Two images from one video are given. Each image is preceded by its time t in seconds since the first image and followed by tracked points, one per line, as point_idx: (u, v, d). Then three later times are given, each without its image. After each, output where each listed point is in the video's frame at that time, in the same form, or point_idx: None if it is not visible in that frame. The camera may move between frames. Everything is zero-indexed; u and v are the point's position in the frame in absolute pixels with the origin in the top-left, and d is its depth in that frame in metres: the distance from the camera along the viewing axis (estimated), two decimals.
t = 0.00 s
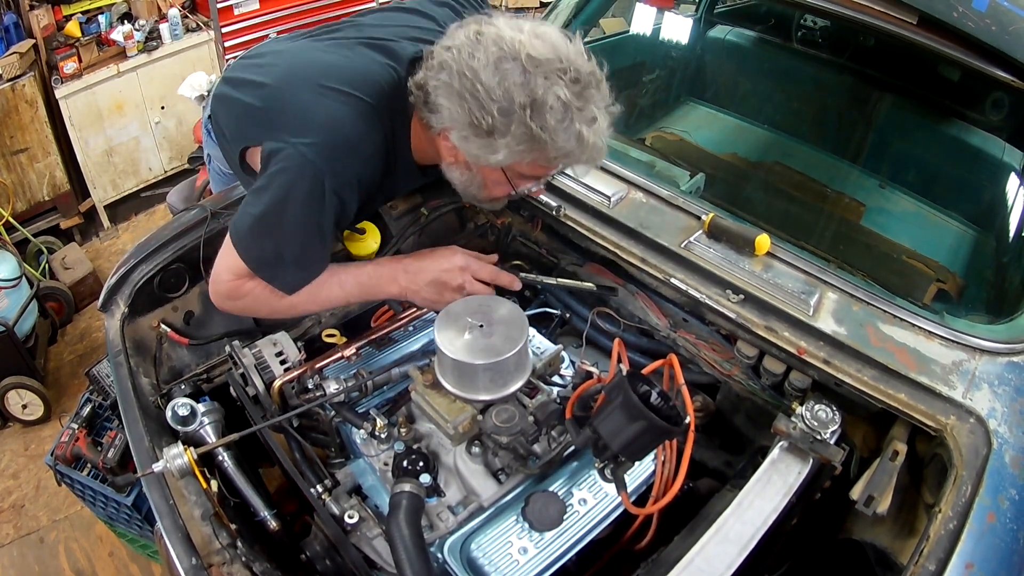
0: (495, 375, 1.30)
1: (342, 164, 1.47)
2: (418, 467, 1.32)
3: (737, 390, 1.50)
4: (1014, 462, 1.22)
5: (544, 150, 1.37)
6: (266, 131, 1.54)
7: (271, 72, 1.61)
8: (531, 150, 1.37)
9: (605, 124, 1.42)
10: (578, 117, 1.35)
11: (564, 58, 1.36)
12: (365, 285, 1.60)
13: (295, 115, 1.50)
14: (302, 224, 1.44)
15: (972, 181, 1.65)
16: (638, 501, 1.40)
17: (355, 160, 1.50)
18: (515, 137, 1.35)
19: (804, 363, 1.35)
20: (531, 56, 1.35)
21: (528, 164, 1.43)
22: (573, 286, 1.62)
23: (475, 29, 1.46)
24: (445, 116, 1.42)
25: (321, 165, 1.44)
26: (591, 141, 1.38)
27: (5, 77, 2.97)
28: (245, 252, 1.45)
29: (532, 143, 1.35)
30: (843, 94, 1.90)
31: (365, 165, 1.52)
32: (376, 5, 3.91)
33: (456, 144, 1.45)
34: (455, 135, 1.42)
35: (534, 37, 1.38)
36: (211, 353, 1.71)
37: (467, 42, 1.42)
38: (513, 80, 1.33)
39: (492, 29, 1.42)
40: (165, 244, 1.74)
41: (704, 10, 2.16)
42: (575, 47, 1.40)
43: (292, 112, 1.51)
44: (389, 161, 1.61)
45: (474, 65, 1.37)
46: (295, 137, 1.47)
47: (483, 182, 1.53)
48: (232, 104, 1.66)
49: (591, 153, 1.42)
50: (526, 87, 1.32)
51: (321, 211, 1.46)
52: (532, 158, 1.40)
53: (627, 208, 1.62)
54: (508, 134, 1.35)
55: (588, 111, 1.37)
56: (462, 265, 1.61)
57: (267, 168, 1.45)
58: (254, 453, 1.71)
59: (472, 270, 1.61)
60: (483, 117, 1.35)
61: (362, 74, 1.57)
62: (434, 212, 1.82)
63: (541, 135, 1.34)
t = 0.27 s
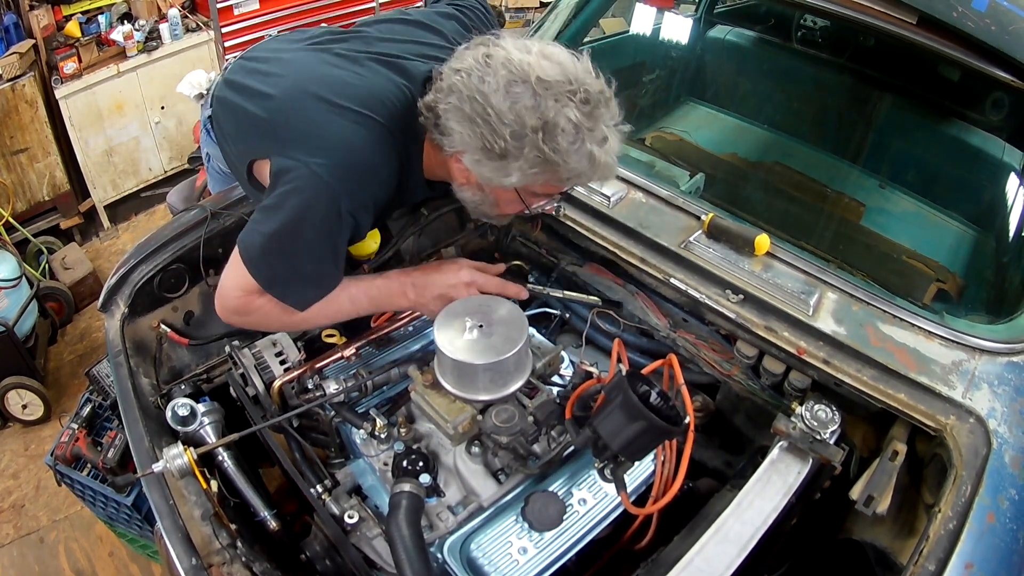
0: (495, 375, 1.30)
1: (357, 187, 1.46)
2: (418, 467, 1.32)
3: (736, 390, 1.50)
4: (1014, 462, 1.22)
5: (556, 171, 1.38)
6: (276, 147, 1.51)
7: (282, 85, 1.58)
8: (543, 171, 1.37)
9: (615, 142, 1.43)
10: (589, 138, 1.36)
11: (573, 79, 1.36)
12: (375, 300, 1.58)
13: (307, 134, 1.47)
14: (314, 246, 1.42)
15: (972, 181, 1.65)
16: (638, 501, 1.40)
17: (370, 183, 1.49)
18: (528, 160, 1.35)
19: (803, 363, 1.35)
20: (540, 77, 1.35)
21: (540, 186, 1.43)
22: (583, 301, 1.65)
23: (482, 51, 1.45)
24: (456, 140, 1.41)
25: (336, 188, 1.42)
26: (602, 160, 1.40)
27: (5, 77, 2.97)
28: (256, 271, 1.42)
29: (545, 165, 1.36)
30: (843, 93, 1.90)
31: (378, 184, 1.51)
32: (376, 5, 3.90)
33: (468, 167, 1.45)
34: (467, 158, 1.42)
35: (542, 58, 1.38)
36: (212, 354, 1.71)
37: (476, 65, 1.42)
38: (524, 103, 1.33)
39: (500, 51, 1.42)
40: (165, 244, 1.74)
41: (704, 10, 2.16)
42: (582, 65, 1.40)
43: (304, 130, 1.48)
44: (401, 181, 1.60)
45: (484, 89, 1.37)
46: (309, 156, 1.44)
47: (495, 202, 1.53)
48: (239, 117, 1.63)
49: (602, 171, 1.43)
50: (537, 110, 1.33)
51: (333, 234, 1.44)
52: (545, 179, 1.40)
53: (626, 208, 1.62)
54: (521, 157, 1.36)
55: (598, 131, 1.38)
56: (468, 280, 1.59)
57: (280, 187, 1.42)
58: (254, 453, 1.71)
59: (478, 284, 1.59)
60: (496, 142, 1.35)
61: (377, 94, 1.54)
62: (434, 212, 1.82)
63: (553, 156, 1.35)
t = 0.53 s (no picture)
0: (495, 376, 1.30)
1: (356, 186, 1.46)
2: (418, 467, 1.32)
3: (736, 390, 1.50)
4: (1014, 462, 1.22)
5: (559, 173, 1.39)
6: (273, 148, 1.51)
7: (279, 86, 1.58)
8: (547, 172, 1.38)
9: (615, 143, 1.43)
10: (591, 138, 1.36)
11: (576, 81, 1.36)
12: (379, 302, 1.57)
13: (306, 134, 1.47)
14: (314, 246, 1.42)
15: (972, 181, 1.65)
16: (638, 501, 1.40)
17: (368, 182, 1.48)
18: (531, 162, 1.36)
19: (803, 363, 1.35)
20: (543, 78, 1.34)
21: (540, 185, 1.42)
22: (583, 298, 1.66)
23: (483, 50, 1.44)
24: (457, 139, 1.41)
25: (334, 188, 1.42)
26: (605, 161, 1.40)
27: (5, 77, 2.97)
28: (257, 274, 1.42)
29: (549, 167, 1.37)
30: (843, 94, 1.90)
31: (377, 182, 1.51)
32: (376, 4, 3.89)
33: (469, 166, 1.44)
34: (469, 157, 1.41)
35: (545, 57, 1.38)
36: (211, 354, 1.71)
37: (478, 64, 1.41)
38: (527, 104, 1.33)
39: (502, 51, 1.41)
40: (165, 244, 1.74)
41: (704, 10, 2.16)
42: (584, 65, 1.41)
43: (301, 130, 1.48)
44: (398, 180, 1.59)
45: (487, 89, 1.36)
46: (307, 156, 1.44)
47: (497, 199, 1.53)
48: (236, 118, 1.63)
49: (602, 171, 1.43)
50: (540, 111, 1.32)
51: (333, 233, 1.44)
52: (547, 180, 1.41)
53: (626, 209, 1.62)
54: (524, 158, 1.36)
55: (601, 131, 1.38)
56: (472, 279, 1.59)
57: (279, 189, 1.42)
58: (255, 453, 1.70)
59: (481, 283, 1.60)
60: (498, 142, 1.35)
61: (374, 92, 1.54)
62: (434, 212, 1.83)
63: (554, 156, 1.35)
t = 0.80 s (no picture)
0: (495, 376, 1.31)
1: (319, 166, 1.45)
2: (417, 467, 1.32)
3: (736, 389, 1.51)
4: (1013, 462, 1.22)
5: (526, 145, 1.34)
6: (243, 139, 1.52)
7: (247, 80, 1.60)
8: (512, 145, 1.34)
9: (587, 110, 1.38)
10: (557, 108, 1.31)
11: (540, 46, 1.31)
12: (357, 291, 1.57)
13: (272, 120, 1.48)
14: (282, 227, 1.41)
15: (972, 180, 1.65)
16: (637, 501, 1.40)
17: (331, 162, 1.48)
18: (495, 134, 1.32)
19: (803, 363, 1.35)
20: (506, 47, 1.30)
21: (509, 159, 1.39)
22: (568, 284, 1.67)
23: (445, 21, 1.39)
24: (422, 116, 1.37)
25: (301, 169, 1.42)
26: (574, 130, 1.35)
27: (5, 77, 2.97)
28: (230, 262, 1.40)
29: (513, 139, 1.33)
30: (843, 94, 1.90)
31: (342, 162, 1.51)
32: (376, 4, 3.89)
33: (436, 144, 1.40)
34: (433, 134, 1.37)
35: (509, 26, 1.33)
36: (211, 354, 1.72)
37: (438, 37, 1.35)
38: (489, 76, 1.28)
39: (463, 20, 1.35)
40: (165, 244, 1.74)
41: (704, 10, 2.15)
42: (551, 30, 1.37)
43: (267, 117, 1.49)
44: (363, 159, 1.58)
45: (447, 61, 1.31)
46: (271, 141, 1.45)
47: (469, 175, 1.47)
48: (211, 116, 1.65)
49: (572, 143, 1.38)
50: (504, 84, 1.28)
51: (301, 214, 1.43)
52: (514, 153, 1.37)
53: (626, 209, 1.62)
54: (489, 133, 1.32)
55: (569, 102, 1.33)
56: (453, 263, 1.62)
57: (246, 176, 1.42)
58: (255, 453, 1.71)
59: (464, 267, 1.62)
60: (461, 117, 1.31)
61: (337, 72, 1.53)
62: (434, 212, 1.81)
63: (519, 129, 1.31)
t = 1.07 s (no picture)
0: (494, 376, 1.31)
1: (288, 157, 1.39)
2: (417, 467, 1.32)
3: (736, 390, 1.51)
4: (1013, 462, 1.22)
5: (491, 148, 1.24)
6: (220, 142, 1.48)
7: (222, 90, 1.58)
8: (477, 149, 1.24)
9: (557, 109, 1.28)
10: (524, 108, 1.21)
11: (504, 45, 1.22)
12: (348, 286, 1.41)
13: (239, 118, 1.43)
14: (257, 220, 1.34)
15: (972, 180, 1.65)
16: (638, 501, 1.41)
17: (301, 152, 1.42)
18: (459, 139, 1.23)
19: (803, 363, 1.35)
20: (467, 46, 1.21)
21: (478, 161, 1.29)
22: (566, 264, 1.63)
23: (406, 20, 1.31)
24: (386, 119, 1.29)
25: (269, 168, 1.35)
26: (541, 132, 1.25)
27: (5, 77, 2.97)
28: (214, 269, 1.35)
29: (478, 143, 1.23)
30: (843, 94, 1.89)
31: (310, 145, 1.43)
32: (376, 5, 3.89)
33: (402, 147, 1.32)
34: (398, 137, 1.29)
35: (470, 22, 1.24)
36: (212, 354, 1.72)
37: (398, 36, 1.28)
38: (451, 77, 1.19)
39: (422, 18, 1.28)
40: (165, 244, 1.74)
41: (704, 10, 2.15)
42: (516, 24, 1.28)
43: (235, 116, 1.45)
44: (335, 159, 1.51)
45: (407, 63, 1.23)
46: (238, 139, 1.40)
47: (439, 175, 1.38)
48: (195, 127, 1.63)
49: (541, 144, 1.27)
50: (466, 83, 1.19)
51: (274, 203, 1.36)
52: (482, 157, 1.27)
53: (626, 208, 1.63)
54: (453, 136, 1.23)
55: (536, 99, 1.23)
56: (461, 240, 1.49)
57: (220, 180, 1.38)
58: (255, 453, 1.71)
59: (472, 243, 1.49)
60: (424, 120, 1.23)
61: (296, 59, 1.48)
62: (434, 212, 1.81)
63: (484, 134, 1.21)
